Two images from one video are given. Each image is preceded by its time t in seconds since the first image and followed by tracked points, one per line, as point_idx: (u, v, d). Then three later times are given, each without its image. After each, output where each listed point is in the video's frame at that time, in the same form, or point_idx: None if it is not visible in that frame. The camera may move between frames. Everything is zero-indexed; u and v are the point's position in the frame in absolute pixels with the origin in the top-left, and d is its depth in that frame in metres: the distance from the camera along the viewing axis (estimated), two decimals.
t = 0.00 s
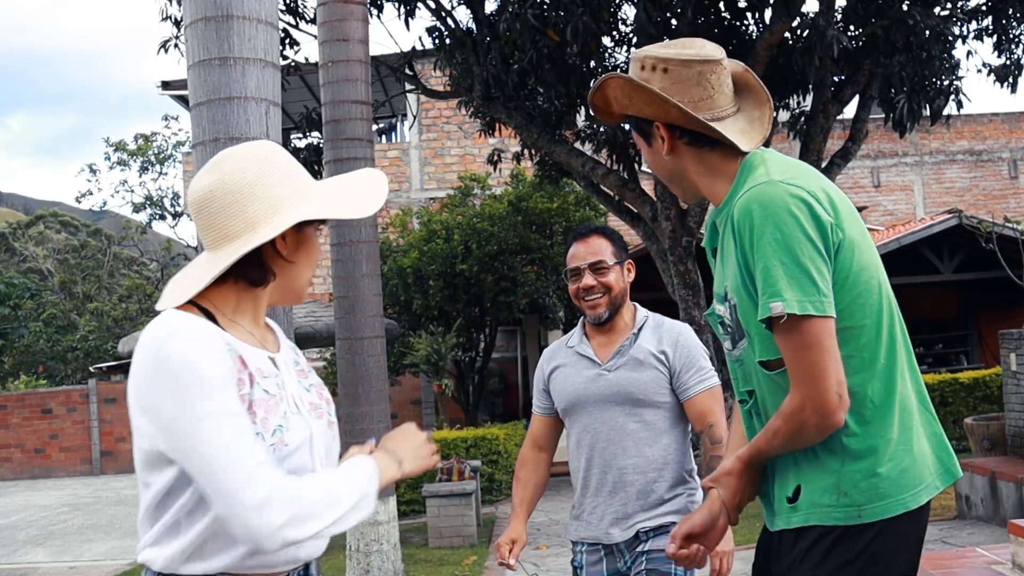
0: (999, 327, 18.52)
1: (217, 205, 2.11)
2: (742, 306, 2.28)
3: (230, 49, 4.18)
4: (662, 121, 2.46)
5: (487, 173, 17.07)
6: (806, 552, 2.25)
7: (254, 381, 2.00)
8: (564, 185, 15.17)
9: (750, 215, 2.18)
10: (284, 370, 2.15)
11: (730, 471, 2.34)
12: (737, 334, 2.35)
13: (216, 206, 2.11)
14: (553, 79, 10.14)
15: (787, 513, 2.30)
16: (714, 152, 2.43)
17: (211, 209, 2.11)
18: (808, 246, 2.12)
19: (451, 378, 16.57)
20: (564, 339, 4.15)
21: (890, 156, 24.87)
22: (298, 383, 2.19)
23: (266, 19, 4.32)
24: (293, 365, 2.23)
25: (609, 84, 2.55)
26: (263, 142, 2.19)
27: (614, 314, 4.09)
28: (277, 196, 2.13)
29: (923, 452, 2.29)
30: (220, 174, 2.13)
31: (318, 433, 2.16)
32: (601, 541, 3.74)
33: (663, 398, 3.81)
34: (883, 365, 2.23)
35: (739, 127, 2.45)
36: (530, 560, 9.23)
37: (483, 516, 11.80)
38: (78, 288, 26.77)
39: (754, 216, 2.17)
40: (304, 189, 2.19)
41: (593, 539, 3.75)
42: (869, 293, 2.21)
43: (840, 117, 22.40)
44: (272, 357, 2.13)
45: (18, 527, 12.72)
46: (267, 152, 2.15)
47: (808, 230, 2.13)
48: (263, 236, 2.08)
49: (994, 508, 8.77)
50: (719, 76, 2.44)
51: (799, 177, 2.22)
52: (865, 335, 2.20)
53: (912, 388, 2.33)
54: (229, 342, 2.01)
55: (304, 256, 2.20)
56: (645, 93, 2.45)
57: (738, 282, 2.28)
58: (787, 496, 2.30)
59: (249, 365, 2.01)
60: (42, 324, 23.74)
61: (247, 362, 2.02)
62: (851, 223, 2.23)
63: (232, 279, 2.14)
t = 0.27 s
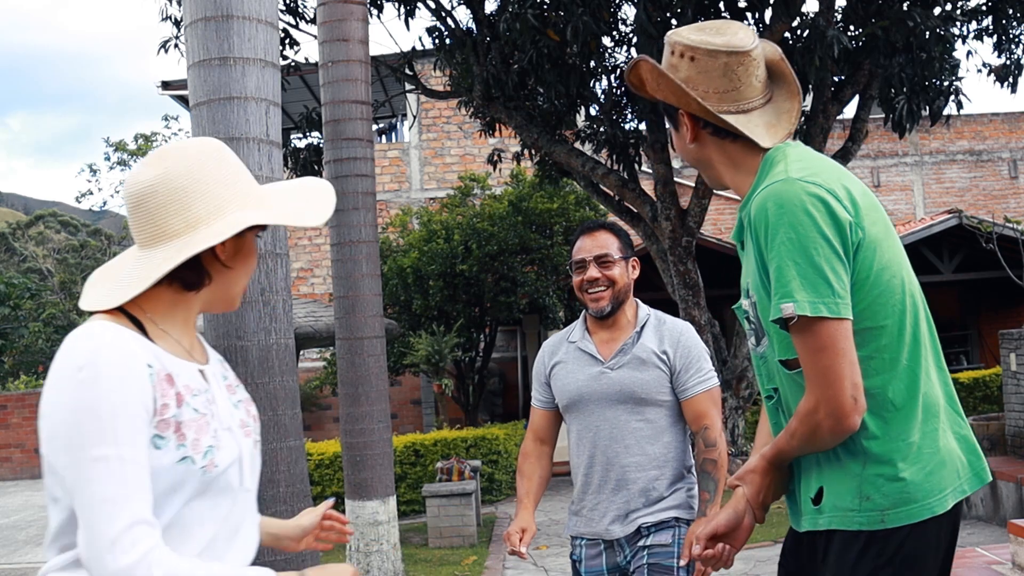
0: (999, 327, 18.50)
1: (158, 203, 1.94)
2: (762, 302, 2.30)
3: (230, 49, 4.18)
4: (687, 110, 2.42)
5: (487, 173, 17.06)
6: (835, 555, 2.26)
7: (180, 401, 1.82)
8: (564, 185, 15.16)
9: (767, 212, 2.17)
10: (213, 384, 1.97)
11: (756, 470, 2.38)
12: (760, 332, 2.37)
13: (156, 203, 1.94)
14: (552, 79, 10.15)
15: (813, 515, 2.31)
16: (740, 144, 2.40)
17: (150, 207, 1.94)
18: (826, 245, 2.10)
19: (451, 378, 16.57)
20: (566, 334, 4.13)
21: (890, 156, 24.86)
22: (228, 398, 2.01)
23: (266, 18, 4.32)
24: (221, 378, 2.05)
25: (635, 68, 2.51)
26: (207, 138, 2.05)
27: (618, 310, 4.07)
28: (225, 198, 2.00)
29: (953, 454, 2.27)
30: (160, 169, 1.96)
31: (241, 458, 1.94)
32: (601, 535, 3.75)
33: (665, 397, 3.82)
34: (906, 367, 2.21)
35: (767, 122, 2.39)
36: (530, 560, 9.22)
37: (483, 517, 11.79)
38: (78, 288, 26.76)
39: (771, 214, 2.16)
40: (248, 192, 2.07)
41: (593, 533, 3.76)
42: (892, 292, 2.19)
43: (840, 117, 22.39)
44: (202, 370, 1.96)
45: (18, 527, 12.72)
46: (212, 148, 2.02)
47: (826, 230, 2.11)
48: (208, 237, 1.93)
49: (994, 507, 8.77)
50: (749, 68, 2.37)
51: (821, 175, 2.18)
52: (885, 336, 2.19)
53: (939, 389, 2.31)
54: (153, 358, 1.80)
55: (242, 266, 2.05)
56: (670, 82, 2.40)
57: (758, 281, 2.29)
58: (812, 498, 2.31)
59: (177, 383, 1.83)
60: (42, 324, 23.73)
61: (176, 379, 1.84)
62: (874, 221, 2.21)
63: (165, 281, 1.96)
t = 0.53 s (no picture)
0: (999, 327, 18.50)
1: (89, 194, 2.05)
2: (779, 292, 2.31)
3: (230, 50, 4.18)
4: (728, 78, 2.38)
5: (487, 173, 17.05)
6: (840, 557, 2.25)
7: (127, 392, 1.98)
8: (564, 185, 15.16)
9: (789, 199, 2.17)
10: (152, 376, 2.13)
11: (764, 463, 2.40)
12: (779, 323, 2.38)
13: (86, 194, 2.05)
14: (553, 79, 10.16)
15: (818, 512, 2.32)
16: (776, 121, 2.37)
17: (80, 199, 2.05)
18: (846, 238, 2.10)
19: (451, 379, 16.56)
20: (568, 328, 4.11)
21: (890, 156, 24.87)
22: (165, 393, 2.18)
23: (266, 19, 4.32)
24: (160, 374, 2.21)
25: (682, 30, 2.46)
26: (138, 125, 2.16)
27: (619, 305, 4.06)
28: (154, 187, 2.10)
29: (966, 463, 2.26)
30: (89, 161, 2.07)
31: (174, 449, 2.10)
32: (601, 533, 3.75)
33: (669, 387, 3.83)
34: (921, 370, 2.20)
35: (808, 102, 2.35)
36: (530, 560, 9.22)
37: (483, 517, 11.80)
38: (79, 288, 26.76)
39: (793, 202, 2.16)
40: (181, 180, 2.18)
41: (593, 529, 3.76)
42: (912, 293, 2.19)
43: (840, 117, 22.39)
44: (143, 362, 2.11)
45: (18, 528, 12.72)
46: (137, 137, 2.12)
47: (849, 224, 2.11)
48: (137, 226, 2.04)
49: (994, 508, 8.77)
50: (798, 45, 2.33)
51: (852, 166, 2.17)
52: (902, 337, 2.18)
53: (956, 397, 2.31)
54: (101, 349, 1.95)
55: (181, 252, 2.18)
56: (715, 49, 2.36)
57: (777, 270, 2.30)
58: (819, 495, 2.31)
59: (122, 373, 1.99)
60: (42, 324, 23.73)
61: (122, 370, 2.00)
62: (899, 220, 2.20)
63: (102, 273, 2.08)
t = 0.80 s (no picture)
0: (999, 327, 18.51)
1: (63, 214, 2.20)
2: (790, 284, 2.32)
3: (230, 50, 4.18)
4: (758, 58, 2.38)
5: (488, 173, 17.05)
6: (839, 559, 2.26)
7: (120, 398, 2.11)
8: (564, 185, 15.17)
9: (798, 192, 2.18)
10: (145, 377, 2.28)
11: (769, 457, 2.48)
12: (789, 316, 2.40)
13: (62, 213, 2.20)
14: (553, 79, 10.16)
15: (818, 510, 2.33)
16: (801, 108, 2.36)
17: (57, 218, 2.21)
18: (852, 234, 2.10)
19: (451, 379, 16.56)
20: (573, 321, 4.08)
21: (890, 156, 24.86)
22: (160, 394, 2.33)
23: (266, 19, 4.32)
24: (154, 377, 2.36)
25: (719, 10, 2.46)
26: (105, 144, 2.31)
27: (627, 304, 3.99)
28: (125, 202, 2.25)
29: (968, 470, 2.23)
30: (63, 180, 2.22)
31: (162, 449, 2.22)
32: (600, 530, 3.77)
33: (675, 382, 3.81)
34: (925, 374, 2.19)
35: (836, 90, 2.34)
36: (530, 560, 9.23)
37: (483, 517, 11.81)
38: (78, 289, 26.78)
39: (802, 195, 2.17)
40: (150, 194, 2.33)
41: (590, 525, 3.78)
42: (919, 294, 2.18)
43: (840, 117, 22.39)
44: (134, 366, 2.25)
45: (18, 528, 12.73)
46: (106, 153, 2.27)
47: (858, 222, 2.11)
48: (111, 241, 2.19)
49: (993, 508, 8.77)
50: (832, 31, 2.32)
51: (867, 161, 2.16)
52: (907, 337, 2.18)
53: (962, 400, 2.28)
54: (92, 360, 2.06)
55: (157, 261, 2.33)
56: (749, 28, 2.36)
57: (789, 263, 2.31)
58: (820, 494, 2.33)
59: (116, 379, 2.12)
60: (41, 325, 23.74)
61: (113, 377, 2.12)
62: (912, 218, 2.19)
63: (84, 288, 2.23)
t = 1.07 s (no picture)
0: (999, 327, 18.51)
1: (57, 225, 2.21)
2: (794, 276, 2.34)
3: (230, 50, 4.18)
4: (780, 45, 2.35)
5: (488, 174, 17.04)
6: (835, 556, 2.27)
7: (131, 399, 2.13)
8: (564, 185, 15.18)
9: (797, 188, 2.20)
10: (147, 375, 2.30)
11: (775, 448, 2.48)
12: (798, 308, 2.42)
13: (56, 225, 2.21)
14: (553, 79, 10.16)
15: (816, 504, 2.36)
16: (821, 99, 2.36)
17: (51, 230, 2.21)
18: (846, 231, 2.11)
19: (451, 379, 16.56)
20: (582, 300, 4.05)
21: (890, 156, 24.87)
22: (159, 393, 2.34)
23: (266, 19, 4.32)
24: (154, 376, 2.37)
25: None
26: (96, 152, 2.30)
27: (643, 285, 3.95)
28: (118, 210, 2.26)
29: (963, 474, 2.22)
30: (56, 192, 2.22)
31: (167, 444, 2.25)
32: (597, 522, 3.74)
33: (678, 371, 3.77)
34: (921, 375, 2.18)
35: (856, 82, 2.33)
36: (530, 560, 9.23)
37: (483, 518, 11.81)
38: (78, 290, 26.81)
39: (800, 191, 2.19)
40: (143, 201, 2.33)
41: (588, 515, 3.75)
42: (918, 293, 2.17)
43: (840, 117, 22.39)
44: (137, 365, 2.27)
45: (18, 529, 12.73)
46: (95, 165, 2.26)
47: (853, 220, 2.11)
48: (108, 249, 2.20)
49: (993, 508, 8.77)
50: (856, 22, 2.30)
51: (865, 160, 2.16)
52: (903, 337, 2.17)
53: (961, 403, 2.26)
54: (105, 363, 2.08)
55: (154, 259, 2.33)
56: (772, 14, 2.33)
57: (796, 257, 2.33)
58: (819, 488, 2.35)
59: (125, 381, 2.13)
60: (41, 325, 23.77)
61: (125, 378, 2.14)
62: (913, 217, 2.18)
63: (84, 291, 2.24)
